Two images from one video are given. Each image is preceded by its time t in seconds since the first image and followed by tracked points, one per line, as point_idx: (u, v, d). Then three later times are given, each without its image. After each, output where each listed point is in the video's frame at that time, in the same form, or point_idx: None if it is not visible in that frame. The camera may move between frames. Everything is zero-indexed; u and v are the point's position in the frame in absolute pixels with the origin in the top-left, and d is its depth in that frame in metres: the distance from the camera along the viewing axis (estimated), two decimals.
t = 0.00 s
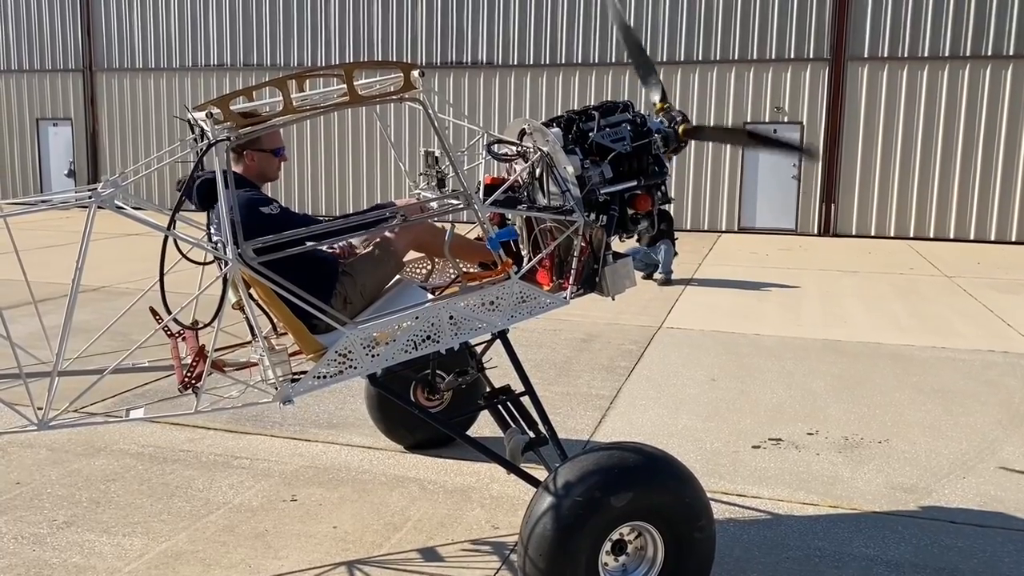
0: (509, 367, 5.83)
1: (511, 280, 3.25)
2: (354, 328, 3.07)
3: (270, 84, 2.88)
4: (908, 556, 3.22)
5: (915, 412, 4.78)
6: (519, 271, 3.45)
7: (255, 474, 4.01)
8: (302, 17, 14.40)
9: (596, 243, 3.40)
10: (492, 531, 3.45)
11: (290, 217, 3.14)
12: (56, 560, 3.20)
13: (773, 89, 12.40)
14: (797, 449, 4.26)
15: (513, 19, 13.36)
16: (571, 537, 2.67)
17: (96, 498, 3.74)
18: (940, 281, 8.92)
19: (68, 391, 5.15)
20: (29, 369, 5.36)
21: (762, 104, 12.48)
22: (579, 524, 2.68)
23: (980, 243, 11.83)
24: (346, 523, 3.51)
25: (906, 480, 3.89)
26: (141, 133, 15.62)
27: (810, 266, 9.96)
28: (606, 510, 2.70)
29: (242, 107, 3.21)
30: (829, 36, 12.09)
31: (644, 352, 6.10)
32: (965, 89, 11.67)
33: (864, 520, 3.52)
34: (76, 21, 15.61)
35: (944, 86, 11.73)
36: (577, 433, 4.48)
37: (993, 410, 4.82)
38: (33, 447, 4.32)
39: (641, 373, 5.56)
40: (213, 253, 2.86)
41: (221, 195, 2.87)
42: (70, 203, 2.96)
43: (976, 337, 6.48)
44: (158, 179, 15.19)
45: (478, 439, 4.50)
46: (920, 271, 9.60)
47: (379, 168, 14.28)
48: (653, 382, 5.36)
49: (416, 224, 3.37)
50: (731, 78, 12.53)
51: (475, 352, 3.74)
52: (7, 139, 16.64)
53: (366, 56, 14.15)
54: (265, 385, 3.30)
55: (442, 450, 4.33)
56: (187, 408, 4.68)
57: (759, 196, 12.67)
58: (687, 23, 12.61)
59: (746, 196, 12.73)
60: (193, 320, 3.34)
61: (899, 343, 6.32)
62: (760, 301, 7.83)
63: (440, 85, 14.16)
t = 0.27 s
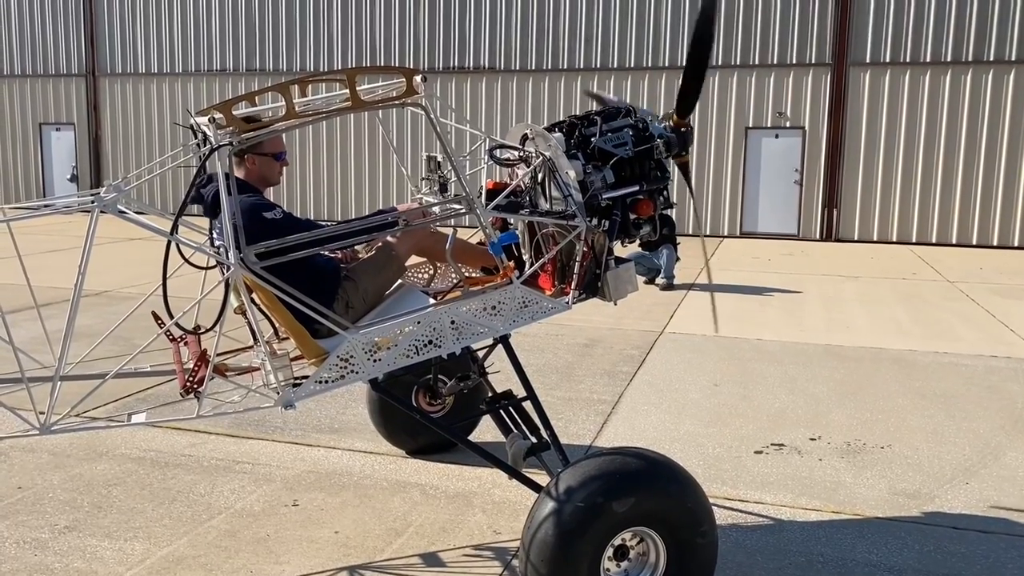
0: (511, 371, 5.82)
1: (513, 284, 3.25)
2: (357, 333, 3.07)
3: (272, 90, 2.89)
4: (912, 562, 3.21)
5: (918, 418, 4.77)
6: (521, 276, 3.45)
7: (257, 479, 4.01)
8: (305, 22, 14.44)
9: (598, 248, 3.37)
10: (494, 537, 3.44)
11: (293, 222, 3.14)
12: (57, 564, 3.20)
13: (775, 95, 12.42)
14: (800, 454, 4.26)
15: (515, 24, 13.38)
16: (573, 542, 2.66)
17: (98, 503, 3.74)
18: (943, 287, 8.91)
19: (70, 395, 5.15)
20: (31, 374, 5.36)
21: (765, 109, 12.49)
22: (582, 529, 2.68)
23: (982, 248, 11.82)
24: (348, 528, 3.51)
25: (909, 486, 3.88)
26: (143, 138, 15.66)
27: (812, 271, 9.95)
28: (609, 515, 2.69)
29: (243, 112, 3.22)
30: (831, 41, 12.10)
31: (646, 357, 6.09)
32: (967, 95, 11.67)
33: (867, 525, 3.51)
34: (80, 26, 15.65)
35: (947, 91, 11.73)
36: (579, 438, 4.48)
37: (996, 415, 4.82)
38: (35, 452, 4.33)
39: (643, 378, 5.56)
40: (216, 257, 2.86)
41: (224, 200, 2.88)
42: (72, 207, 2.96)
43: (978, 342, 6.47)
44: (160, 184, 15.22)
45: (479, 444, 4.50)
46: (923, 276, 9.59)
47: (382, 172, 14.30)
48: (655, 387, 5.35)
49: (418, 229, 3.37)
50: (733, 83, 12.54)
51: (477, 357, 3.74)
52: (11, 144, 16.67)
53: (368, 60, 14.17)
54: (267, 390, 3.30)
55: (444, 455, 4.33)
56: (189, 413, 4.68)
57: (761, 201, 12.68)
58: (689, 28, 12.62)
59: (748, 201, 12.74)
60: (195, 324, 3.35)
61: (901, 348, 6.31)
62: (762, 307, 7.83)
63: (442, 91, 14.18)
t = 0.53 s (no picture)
0: (513, 376, 5.82)
1: (514, 288, 3.25)
2: (358, 337, 3.07)
3: (274, 93, 2.89)
4: (915, 567, 3.21)
5: (920, 422, 4.76)
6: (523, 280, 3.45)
7: (259, 483, 4.01)
8: (307, 26, 14.47)
9: (599, 252, 3.40)
10: (496, 541, 3.44)
11: (295, 226, 3.15)
12: (58, 568, 3.20)
13: (777, 99, 12.43)
14: (802, 459, 4.25)
15: (517, 28, 13.39)
16: (575, 547, 2.66)
17: (99, 507, 3.74)
18: (945, 291, 8.90)
19: (72, 399, 5.15)
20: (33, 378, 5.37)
21: (766, 113, 12.50)
22: (584, 534, 2.67)
23: (985, 252, 11.81)
24: (350, 532, 3.51)
25: (911, 491, 3.88)
26: (146, 142, 15.69)
27: (815, 275, 9.94)
28: (611, 520, 2.69)
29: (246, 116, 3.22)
30: (833, 46, 12.11)
31: (648, 361, 6.09)
32: (969, 99, 11.67)
33: (870, 530, 3.50)
34: (83, 31, 15.68)
35: (948, 95, 11.74)
36: (581, 443, 4.48)
37: (998, 420, 4.81)
38: (37, 456, 4.33)
39: (645, 382, 5.55)
40: (218, 261, 2.87)
41: (227, 205, 2.88)
42: (75, 211, 2.97)
43: (980, 347, 6.46)
44: (163, 188, 15.24)
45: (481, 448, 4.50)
46: (925, 280, 9.58)
47: (384, 176, 14.31)
48: (657, 392, 5.35)
49: (420, 233, 3.38)
50: (735, 87, 12.55)
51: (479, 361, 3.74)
52: (13, 148, 16.71)
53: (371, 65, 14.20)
54: (270, 395, 3.30)
55: (446, 459, 4.32)
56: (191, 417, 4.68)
57: (763, 205, 12.67)
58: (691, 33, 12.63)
59: (750, 205, 12.73)
60: (197, 329, 3.35)
61: (903, 353, 6.31)
62: (764, 311, 7.82)
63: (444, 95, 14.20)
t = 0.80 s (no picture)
0: (514, 380, 5.82)
1: (516, 292, 3.25)
2: (360, 340, 3.07)
3: (276, 97, 2.89)
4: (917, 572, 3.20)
5: (922, 426, 4.76)
6: (525, 283, 3.45)
7: (261, 486, 4.01)
8: (309, 30, 14.50)
9: (601, 255, 3.42)
10: (497, 545, 3.44)
11: (297, 229, 3.15)
12: (60, 572, 3.20)
13: (778, 103, 12.44)
14: (804, 463, 4.25)
15: (518, 32, 13.41)
16: (577, 550, 2.66)
17: (101, 510, 3.74)
18: (947, 295, 8.89)
19: (74, 402, 5.16)
20: (35, 381, 5.37)
21: (768, 117, 12.50)
22: (586, 537, 2.67)
23: (986, 256, 11.81)
24: (351, 536, 3.50)
25: (913, 495, 3.87)
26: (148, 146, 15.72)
27: (816, 279, 9.94)
28: (613, 523, 2.69)
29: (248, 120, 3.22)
30: (834, 50, 12.12)
31: (650, 365, 6.09)
32: (971, 103, 11.67)
33: (872, 534, 3.50)
34: (85, 35, 15.72)
35: (950, 99, 11.74)
36: (583, 446, 4.48)
37: (1001, 424, 4.80)
38: (39, 459, 4.33)
39: (647, 386, 5.55)
40: (220, 265, 2.87)
41: (229, 208, 2.88)
42: (77, 215, 2.97)
43: (983, 351, 6.45)
44: (164, 192, 15.27)
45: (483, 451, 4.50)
46: (927, 284, 9.57)
47: (385, 181, 14.33)
48: (658, 395, 5.34)
49: (422, 237, 3.38)
50: (736, 91, 12.56)
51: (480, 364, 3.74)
52: (16, 152, 16.74)
53: (372, 69, 14.22)
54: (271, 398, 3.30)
55: (447, 463, 4.32)
56: (192, 420, 4.68)
57: (765, 209, 12.67)
58: (692, 37, 12.65)
59: (752, 209, 12.73)
60: (199, 332, 3.35)
61: (905, 357, 6.30)
62: (766, 315, 7.82)
63: (445, 99, 14.22)
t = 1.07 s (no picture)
0: (516, 382, 5.82)
1: (518, 294, 3.25)
2: (362, 342, 3.08)
3: (278, 100, 2.89)
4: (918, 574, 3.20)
5: (924, 428, 4.76)
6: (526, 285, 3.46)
7: (262, 489, 4.01)
8: (311, 33, 14.52)
9: (603, 257, 3.42)
10: (499, 547, 3.44)
11: (300, 232, 3.16)
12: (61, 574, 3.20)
13: (780, 105, 12.44)
14: (805, 465, 4.24)
15: (520, 34, 13.42)
16: (579, 553, 2.66)
17: (103, 512, 3.74)
18: (949, 297, 8.89)
19: (76, 404, 5.16)
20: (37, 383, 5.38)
21: (769, 119, 12.51)
22: (588, 539, 2.67)
23: (988, 258, 11.81)
24: (353, 538, 3.51)
25: (915, 497, 3.87)
26: (150, 149, 15.74)
27: (818, 281, 9.93)
28: (614, 525, 2.69)
29: (249, 123, 3.23)
30: (836, 52, 12.12)
31: (651, 367, 6.09)
32: (973, 105, 11.67)
33: (874, 537, 3.50)
34: (88, 37, 15.74)
35: (951, 101, 11.73)
36: (585, 448, 4.48)
37: (1002, 426, 4.80)
38: (41, 461, 4.33)
39: (648, 388, 5.55)
40: (223, 267, 2.88)
41: (231, 211, 2.89)
42: (80, 218, 2.98)
43: (984, 353, 6.45)
44: (167, 194, 15.29)
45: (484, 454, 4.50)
46: (929, 286, 9.56)
47: (388, 183, 14.34)
48: (660, 397, 5.35)
49: (424, 239, 3.39)
50: (737, 94, 12.57)
51: (482, 367, 3.74)
52: (18, 154, 16.77)
53: (374, 71, 14.23)
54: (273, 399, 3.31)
55: (449, 465, 4.33)
56: (194, 422, 4.69)
57: (766, 211, 12.68)
58: (694, 40, 12.64)
59: (754, 211, 12.73)
60: (202, 334, 3.36)
61: (907, 359, 6.30)
62: (767, 317, 7.82)
63: (447, 101, 14.23)
